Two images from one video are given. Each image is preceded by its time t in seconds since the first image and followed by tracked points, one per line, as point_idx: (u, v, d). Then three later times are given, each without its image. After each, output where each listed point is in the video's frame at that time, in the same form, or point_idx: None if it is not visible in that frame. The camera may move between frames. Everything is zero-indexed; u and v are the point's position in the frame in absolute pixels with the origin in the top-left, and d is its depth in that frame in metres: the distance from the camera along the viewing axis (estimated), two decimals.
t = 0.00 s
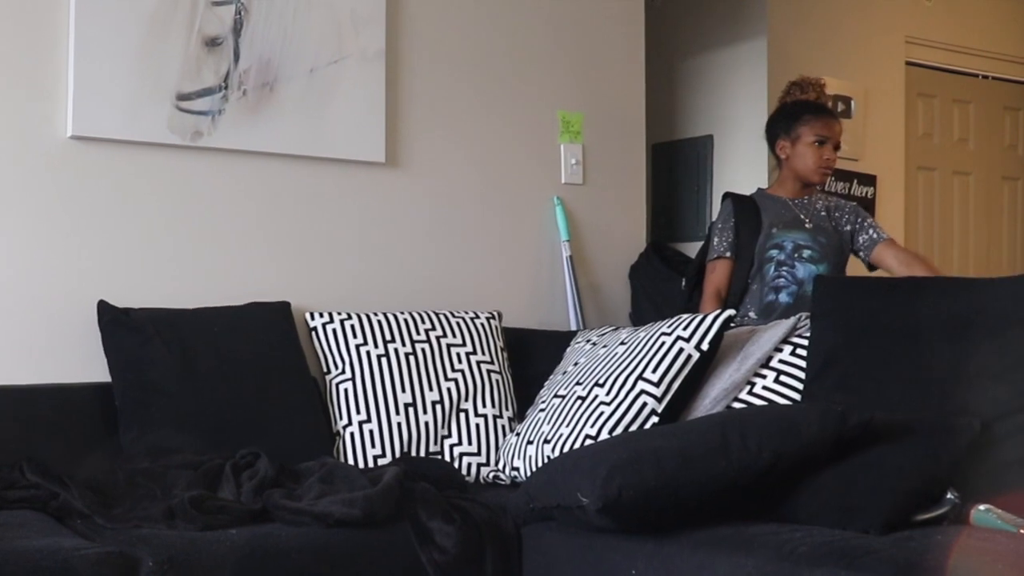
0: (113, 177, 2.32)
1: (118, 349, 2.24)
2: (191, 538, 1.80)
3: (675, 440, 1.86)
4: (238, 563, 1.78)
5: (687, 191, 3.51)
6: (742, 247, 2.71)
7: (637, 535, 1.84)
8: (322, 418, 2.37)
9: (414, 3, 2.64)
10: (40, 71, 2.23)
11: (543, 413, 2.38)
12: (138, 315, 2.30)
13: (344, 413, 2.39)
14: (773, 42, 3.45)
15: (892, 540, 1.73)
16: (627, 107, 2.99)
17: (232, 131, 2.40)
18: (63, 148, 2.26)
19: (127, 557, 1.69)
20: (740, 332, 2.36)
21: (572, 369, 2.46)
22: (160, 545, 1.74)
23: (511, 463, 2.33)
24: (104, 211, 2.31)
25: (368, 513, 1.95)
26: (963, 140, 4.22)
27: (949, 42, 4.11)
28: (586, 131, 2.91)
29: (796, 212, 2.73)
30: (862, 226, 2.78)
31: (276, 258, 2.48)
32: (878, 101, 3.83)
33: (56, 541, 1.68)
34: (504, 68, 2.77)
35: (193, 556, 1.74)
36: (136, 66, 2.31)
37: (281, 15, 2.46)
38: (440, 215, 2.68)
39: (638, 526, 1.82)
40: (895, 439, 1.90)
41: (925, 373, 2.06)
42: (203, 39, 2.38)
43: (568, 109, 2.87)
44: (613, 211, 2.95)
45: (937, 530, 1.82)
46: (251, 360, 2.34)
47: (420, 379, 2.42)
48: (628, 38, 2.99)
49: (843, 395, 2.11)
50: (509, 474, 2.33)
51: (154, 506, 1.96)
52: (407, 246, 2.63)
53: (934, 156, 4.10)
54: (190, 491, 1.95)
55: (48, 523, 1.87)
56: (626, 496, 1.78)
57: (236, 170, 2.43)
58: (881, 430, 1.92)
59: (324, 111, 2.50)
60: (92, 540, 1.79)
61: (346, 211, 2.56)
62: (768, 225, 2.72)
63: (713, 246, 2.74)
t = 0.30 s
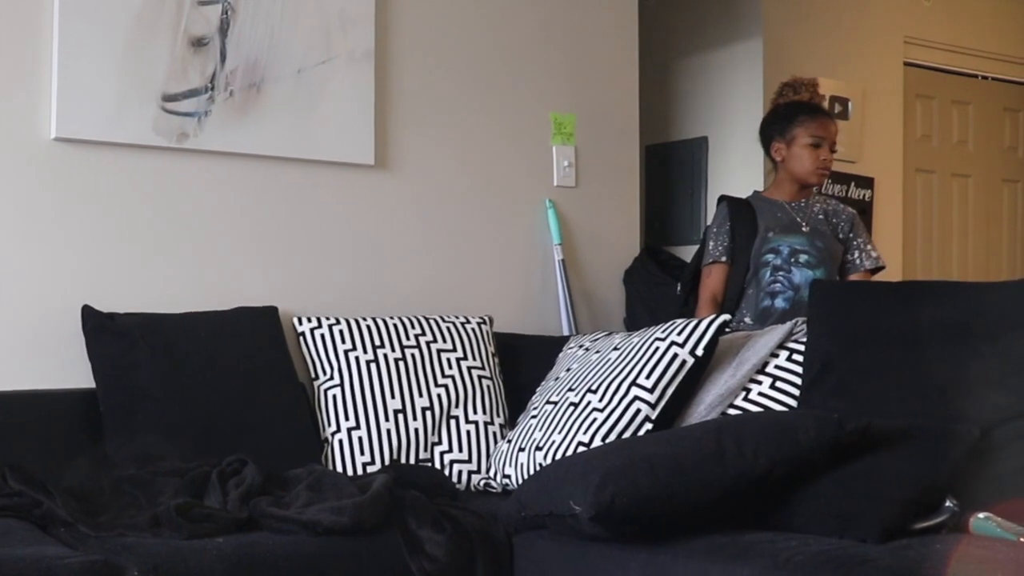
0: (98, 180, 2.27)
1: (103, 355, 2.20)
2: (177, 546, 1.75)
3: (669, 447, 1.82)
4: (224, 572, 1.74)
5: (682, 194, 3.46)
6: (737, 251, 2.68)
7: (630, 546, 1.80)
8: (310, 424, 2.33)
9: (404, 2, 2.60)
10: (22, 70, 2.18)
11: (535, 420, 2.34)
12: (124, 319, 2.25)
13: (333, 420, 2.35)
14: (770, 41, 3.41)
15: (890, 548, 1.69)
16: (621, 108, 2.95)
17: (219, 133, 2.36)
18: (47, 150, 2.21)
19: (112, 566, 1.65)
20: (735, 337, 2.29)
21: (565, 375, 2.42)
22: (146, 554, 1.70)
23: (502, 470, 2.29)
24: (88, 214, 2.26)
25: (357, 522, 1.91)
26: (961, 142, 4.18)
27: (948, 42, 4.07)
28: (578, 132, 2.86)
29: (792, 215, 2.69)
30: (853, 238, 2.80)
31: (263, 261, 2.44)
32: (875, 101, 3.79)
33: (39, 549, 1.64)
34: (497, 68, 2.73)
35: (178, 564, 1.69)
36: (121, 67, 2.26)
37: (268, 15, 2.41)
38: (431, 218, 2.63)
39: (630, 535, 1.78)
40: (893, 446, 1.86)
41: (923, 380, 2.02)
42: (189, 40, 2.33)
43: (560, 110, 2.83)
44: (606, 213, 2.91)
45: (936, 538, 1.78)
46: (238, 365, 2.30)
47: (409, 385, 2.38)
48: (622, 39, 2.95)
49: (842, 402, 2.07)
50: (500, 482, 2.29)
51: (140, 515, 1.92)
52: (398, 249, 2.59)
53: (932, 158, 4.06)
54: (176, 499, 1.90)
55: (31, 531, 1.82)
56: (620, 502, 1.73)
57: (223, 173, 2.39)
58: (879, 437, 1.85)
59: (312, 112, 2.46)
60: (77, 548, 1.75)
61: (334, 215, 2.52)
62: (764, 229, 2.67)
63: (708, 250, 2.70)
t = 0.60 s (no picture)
0: (82, 182, 2.22)
1: (88, 361, 2.15)
2: (162, 556, 1.71)
3: (664, 453, 1.78)
4: None
5: (676, 197, 3.42)
6: (734, 256, 2.62)
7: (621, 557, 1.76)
8: (297, 431, 2.29)
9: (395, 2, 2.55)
10: (4, 70, 2.12)
11: (527, 426, 2.30)
12: (109, 325, 2.21)
13: (321, 427, 2.31)
14: (766, 42, 3.37)
15: (887, 557, 1.65)
16: (616, 109, 2.89)
17: (205, 135, 2.31)
18: (30, 152, 2.16)
19: None
20: (730, 342, 2.27)
21: (557, 381, 2.38)
22: (130, 564, 1.66)
23: (493, 478, 2.25)
24: (72, 217, 2.21)
25: (346, 531, 1.87)
26: (961, 144, 4.14)
27: (947, 42, 4.03)
28: (571, 133, 2.81)
29: (790, 219, 2.65)
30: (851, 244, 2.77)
31: (249, 266, 2.39)
32: (872, 103, 3.75)
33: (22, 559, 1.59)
34: (490, 69, 2.68)
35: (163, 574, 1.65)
36: (106, 67, 2.21)
37: (256, 15, 2.36)
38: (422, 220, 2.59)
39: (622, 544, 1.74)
40: (891, 454, 1.82)
41: (921, 386, 1.98)
42: (175, 40, 2.28)
43: (552, 112, 2.77)
44: (599, 217, 2.86)
45: (934, 547, 1.74)
46: (224, 371, 2.26)
47: (399, 391, 2.34)
48: (617, 40, 2.90)
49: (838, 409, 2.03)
50: (491, 490, 2.26)
51: (126, 523, 1.87)
52: (389, 252, 2.55)
53: (931, 161, 4.02)
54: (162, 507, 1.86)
55: (14, 541, 1.76)
56: (613, 510, 1.69)
57: (209, 175, 2.34)
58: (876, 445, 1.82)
59: (301, 114, 2.41)
60: (61, 558, 1.70)
61: (323, 218, 2.47)
62: (762, 234, 2.63)
63: (704, 254, 2.65)
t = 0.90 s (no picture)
0: (65, 185, 2.17)
1: (70, 367, 2.11)
2: (146, 566, 1.68)
3: (656, 462, 1.74)
4: None
5: (671, 203, 3.40)
6: (730, 260, 2.59)
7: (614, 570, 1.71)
8: (284, 438, 2.24)
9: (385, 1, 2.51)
10: None
11: (518, 434, 2.26)
12: (92, 331, 2.16)
13: (308, 434, 2.26)
14: (762, 43, 3.33)
15: (886, 568, 1.59)
16: (609, 109, 2.85)
17: (191, 137, 2.26)
18: (12, 154, 2.11)
19: None
20: (724, 349, 2.21)
21: (549, 388, 2.33)
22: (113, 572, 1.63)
23: (483, 486, 2.21)
24: (55, 220, 2.16)
25: (333, 540, 1.83)
26: (959, 146, 4.10)
27: (946, 43, 4.00)
28: (563, 135, 2.76)
29: (787, 223, 2.61)
30: (848, 248, 2.72)
31: (237, 270, 2.34)
32: (869, 104, 3.71)
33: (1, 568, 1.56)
34: (482, 69, 2.64)
35: None
36: (89, 67, 2.16)
37: (242, 15, 2.31)
38: (412, 223, 2.54)
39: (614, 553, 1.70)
40: (889, 463, 1.77)
41: (920, 393, 1.94)
42: (160, 40, 2.23)
43: (544, 114, 2.73)
44: (593, 220, 2.81)
45: (934, 558, 1.69)
46: (209, 377, 2.21)
47: (388, 398, 2.30)
48: (611, 40, 2.85)
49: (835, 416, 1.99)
50: (481, 498, 2.21)
51: (110, 532, 1.83)
52: (379, 256, 2.50)
53: (929, 164, 3.98)
54: (148, 515, 1.83)
55: None
56: (606, 519, 1.66)
57: (195, 178, 2.29)
58: (872, 452, 1.77)
59: (288, 115, 2.36)
60: (42, 566, 1.66)
61: (311, 221, 2.42)
62: (758, 238, 2.59)
63: (699, 259, 2.62)
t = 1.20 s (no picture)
0: (48, 187, 2.12)
1: (53, 373, 2.06)
2: None
3: (649, 470, 1.70)
4: None
5: (665, 204, 3.36)
6: (726, 264, 2.55)
7: None
8: (271, 446, 2.20)
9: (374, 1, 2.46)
10: None
11: (509, 441, 2.22)
12: (75, 336, 2.11)
13: (295, 442, 2.22)
14: (757, 43, 3.28)
15: None
16: (603, 111, 2.80)
17: (176, 140, 2.21)
18: None
19: None
20: (719, 354, 2.19)
21: (540, 395, 2.29)
22: None
23: (473, 495, 2.17)
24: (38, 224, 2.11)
25: (322, 549, 1.78)
26: (959, 148, 4.05)
27: (945, 43, 3.96)
28: (555, 137, 2.72)
29: (784, 227, 2.57)
30: (846, 253, 2.69)
31: (223, 275, 2.29)
32: (866, 105, 3.67)
33: None
34: (473, 70, 2.60)
35: None
36: (72, 67, 2.11)
37: (228, 14, 2.26)
38: (403, 227, 2.49)
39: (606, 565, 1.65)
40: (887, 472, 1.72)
41: (918, 400, 1.89)
42: (145, 40, 2.18)
43: (536, 115, 2.68)
44: (586, 223, 2.77)
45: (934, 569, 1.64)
46: (195, 383, 2.17)
47: (377, 405, 2.25)
48: (603, 40, 2.81)
49: (831, 423, 1.95)
50: (472, 506, 2.17)
51: (93, 541, 1.78)
52: (368, 260, 2.45)
53: (928, 166, 3.94)
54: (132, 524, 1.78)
55: None
56: (598, 529, 1.61)
57: (182, 181, 2.25)
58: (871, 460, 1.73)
59: (275, 117, 2.31)
60: None
61: (299, 225, 2.37)
62: (755, 242, 2.55)
63: (694, 263, 2.57)
